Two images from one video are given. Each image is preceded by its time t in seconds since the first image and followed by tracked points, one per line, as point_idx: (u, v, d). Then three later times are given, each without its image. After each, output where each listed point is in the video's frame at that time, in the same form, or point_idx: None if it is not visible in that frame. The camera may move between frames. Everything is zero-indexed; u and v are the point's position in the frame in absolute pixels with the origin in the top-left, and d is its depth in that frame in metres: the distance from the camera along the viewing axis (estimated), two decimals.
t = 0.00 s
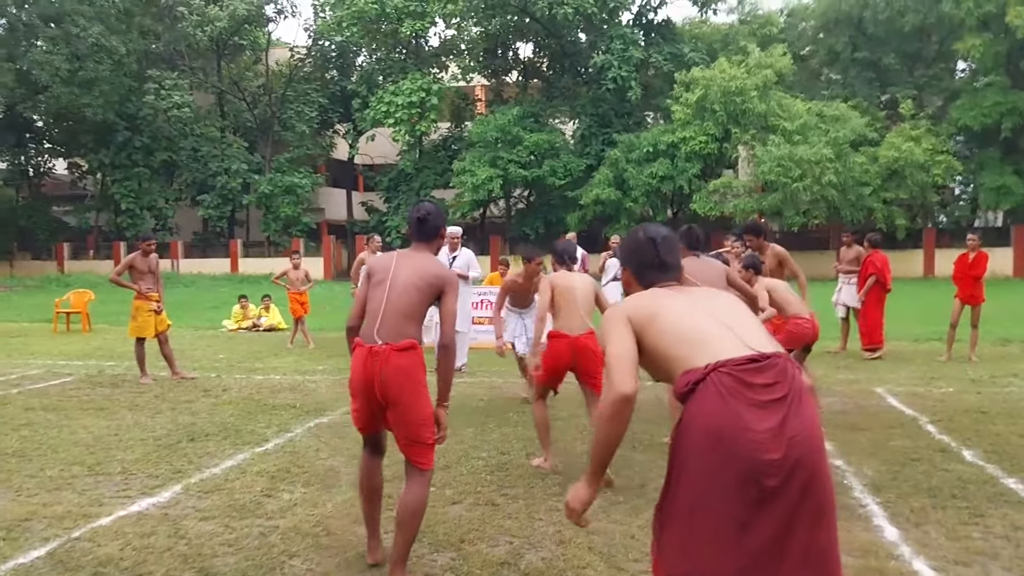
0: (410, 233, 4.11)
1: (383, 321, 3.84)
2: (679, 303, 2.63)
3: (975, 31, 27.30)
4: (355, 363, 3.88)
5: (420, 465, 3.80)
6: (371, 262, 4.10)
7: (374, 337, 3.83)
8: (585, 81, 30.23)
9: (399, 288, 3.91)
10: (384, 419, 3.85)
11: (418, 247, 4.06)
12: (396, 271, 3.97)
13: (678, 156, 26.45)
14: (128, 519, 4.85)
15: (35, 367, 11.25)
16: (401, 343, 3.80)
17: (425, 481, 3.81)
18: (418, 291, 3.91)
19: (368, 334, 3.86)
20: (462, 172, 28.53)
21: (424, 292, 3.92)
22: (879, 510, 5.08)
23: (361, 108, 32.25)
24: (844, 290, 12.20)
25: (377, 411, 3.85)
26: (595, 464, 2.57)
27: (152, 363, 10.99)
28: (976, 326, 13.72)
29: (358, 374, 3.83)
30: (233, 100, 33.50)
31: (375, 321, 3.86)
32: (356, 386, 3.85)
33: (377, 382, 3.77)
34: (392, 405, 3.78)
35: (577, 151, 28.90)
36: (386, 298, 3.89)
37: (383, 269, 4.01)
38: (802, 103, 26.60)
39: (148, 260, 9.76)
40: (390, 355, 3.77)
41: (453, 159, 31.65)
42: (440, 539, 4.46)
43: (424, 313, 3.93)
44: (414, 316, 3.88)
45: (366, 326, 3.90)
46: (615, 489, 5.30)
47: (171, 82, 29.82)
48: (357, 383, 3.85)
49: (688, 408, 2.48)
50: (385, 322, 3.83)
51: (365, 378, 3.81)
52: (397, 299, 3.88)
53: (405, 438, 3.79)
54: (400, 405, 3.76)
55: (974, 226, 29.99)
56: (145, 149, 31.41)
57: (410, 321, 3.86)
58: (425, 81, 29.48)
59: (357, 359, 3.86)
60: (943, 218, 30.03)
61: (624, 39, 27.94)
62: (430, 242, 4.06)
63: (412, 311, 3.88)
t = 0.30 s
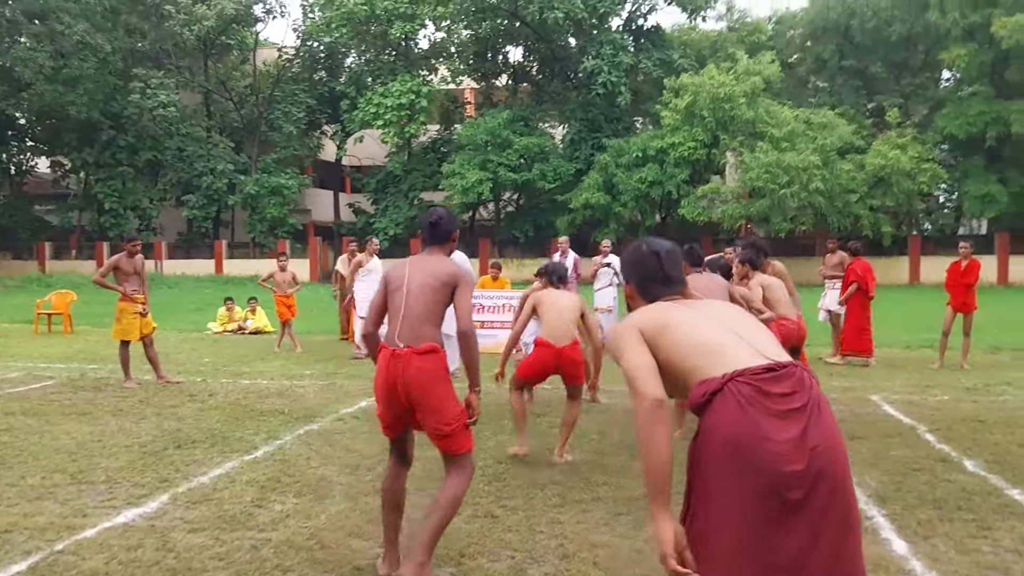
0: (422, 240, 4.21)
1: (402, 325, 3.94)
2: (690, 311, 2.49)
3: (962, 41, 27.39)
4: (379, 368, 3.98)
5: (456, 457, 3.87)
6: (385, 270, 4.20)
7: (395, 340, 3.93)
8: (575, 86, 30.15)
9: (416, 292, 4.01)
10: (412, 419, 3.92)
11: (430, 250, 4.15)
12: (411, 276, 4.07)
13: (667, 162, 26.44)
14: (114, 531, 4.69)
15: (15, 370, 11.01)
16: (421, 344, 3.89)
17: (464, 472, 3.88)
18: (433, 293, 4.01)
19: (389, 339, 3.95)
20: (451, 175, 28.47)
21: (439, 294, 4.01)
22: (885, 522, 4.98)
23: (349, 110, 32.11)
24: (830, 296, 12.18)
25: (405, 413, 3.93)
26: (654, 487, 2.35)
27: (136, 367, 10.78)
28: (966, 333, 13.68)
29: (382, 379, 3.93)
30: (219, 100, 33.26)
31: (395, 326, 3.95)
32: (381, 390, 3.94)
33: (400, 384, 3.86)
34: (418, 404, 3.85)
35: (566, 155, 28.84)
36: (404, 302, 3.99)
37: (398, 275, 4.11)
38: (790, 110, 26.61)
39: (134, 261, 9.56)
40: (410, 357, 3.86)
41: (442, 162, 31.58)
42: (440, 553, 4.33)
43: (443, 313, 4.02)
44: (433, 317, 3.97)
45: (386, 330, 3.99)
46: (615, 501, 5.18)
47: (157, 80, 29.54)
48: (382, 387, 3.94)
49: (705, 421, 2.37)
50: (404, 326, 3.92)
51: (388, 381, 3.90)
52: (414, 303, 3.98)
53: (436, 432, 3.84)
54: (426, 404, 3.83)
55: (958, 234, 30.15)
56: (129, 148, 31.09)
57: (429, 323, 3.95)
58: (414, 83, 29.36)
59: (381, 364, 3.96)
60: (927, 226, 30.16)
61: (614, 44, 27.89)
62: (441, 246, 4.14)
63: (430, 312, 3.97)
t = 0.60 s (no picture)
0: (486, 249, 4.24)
1: (466, 338, 4.01)
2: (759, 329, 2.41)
3: (944, 56, 27.58)
4: (443, 382, 4.08)
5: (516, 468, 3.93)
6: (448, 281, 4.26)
7: (458, 354, 4.01)
8: (561, 98, 30.07)
9: (481, 305, 4.05)
10: (475, 431, 4.02)
11: (496, 261, 4.16)
12: (477, 287, 4.11)
13: (654, 174, 26.48)
14: (113, 551, 4.50)
15: None
16: (484, 359, 3.96)
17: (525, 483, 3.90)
18: (497, 307, 4.04)
19: (454, 353, 4.05)
20: (438, 185, 28.49)
21: (505, 305, 4.03)
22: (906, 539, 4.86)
23: (334, 120, 31.95)
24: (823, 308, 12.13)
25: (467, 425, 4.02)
26: (699, 513, 2.31)
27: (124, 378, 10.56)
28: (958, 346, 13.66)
29: (445, 391, 4.03)
30: (202, 109, 32.99)
31: (460, 339, 4.03)
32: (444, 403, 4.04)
33: (463, 398, 3.96)
34: (480, 419, 3.95)
35: (553, 167, 28.80)
36: (468, 316, 4.05)
37: (464, 286, 4.16)
38: (775, 123, 26.63)
39: (123, 271, 9.33)
40: (474, 371, 3.95)
41: (427, 172, 31.51)
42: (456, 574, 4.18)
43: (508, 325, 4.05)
44: (498, 331, 4.01)
45: (450, 343, 4.08)
46: (629, 518, 5.04)
47: (138, 88, 29.26)
48: (445, 400, 4.04)
49: (781, 442, 2.25)
50: (467, 340, 4.00)
51: (452, 394, 4.00)
52: (478, 317, 4.03)
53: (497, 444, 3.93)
54: (489, 418, 3.92)
55: (941, 247, 30.34)
56: (110, 156, 30.76)
57: (493, 337, 4.00)
58: (400, 93, 29.26)
59: (445, 376, 4.06)
60: (910, 238, 30.36)
61: (601, 56, 27.89)
62: (508, 257, 4.15)
63: (494, 326, 4.01)
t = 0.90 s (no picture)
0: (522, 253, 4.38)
1: (510, 340, 4.14)
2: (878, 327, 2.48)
3: (924, 63, 27.83)
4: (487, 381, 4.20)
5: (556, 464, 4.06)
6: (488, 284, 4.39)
7: (503, 354, 4.14)
8: (544, 102, 30.05)
9: (522, 309, 4.19)
10: (519, 427, 4.17)
11: (532, 265, 4.29)
12: (516, 292, 4.24)
13: (637, 178, 26.53)
14: (113, 560, 4.40)
15: None
16: (529, 360, 4.11)
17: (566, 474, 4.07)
18: (539, 311, 4.18)
19: (496, 354, 4.17)
20: (421, 189, 28.43)
21: (543, 311, 4.19)
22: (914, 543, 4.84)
23: (315, 122, 31.87)
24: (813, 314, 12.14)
25: (511, 421, 4.17)
26: (797, 497, 2.41)
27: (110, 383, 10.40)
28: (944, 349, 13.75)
29: (491, 391, 4.16)
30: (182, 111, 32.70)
31: (503, 341, 4.16)
32: (488, 402, 4.18)
33: (510, 396, 4.11)
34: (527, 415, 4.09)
35: (537, 171, 28.81)
36: (512, 319, 4.18)
37: (501, 291, 4.29)
38: (758, 128, 26.69)
39: (111, 274, 9.19)
40: (520, 371, 4.09)
41: (410, 175, 31.45)
42: None
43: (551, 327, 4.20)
44: (539, 334, 4.16)
45: (493, 345, 4.20)
46: (637, 524, 5.00)
47: (119, 90, 28.99)
48: (490, 398, 4.18)
49: (897, 449, 2.32)
50: (512, 342, 4.13)
51: (497, 394, 4.14)
52: (522, 320, 4.16)
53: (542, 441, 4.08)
54: (534, 415, 4.07)
55: (920, 251, 30.61)
56: (88, 159, 30.43)
57: (537, 339, 4.15)
58: (382, 96, 29.17)
59: (488, 376, 4.19)
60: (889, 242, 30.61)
61: (584, 61, 27.91)
62: (540, 263, 4.29)
63: (536, 328, 4.16)
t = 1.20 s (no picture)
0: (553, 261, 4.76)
1: (542, 338, 4.47)
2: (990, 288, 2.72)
3: (906, 65, 27.98)
4: (518, 374, 4.52)
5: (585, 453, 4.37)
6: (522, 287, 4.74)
7: (533, 351, 4.47)
8: (528, 104, 30.04)
9: (553, 310, 4.54)
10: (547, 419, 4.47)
11: (562, 271, 4.65)
12: (548, 295, 4.60)
13: (622, 181, 26.45)
14: (111, 568, 4.29)
15: None
16: (557, 357, 4.43)
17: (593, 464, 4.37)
18: (567, 313, 4.53)
19: (528, 350, 4.50)
20: (405, 192, 28.30)
21: (573, 313, 4.54)
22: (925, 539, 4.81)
23: (298, 126, 31.71)
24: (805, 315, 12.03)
25: (539, 413, 4.47)
26: (951, 440, 2.56)
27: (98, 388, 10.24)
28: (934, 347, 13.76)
29: (521, 384, 4.47)
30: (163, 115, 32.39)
31: (534, 339, 4.49)
32: (518, 395, 4.49)
33: (538, 390, 4.42)
34: (554, 408, 4.40)
35: (521, 174, 28.73)
36: (543, 319, 4.52)
37: (536, 293, 4.64)
38: (742, 131, 26.72)
39: (98, 277, 9.05)
40: (549, 367, 4.41)
41: (394, 179, 31.37)
42: None
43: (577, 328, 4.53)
44: (570, 333, 4.49)
45: (526, 341, 4.53)
46: (644, 526, 4.95)
47: (99, 93, 28.67)
48: (520, 392, 4.48)
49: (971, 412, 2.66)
50: (542, 339, 4.46)
51: (527, 387, 4.45)
52: (552, 320, 4.50)
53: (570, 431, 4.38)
54: (562, 407, 4.38)
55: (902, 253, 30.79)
56: (68, 162, 30.09)
57: (564, 338, 4.48)
58: (366, 99, 29.07)
59: (519, 370, 4.49)
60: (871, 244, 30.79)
61: (568, 64, 27.90)
62: (573, 267, 4.66)
63: (565, 329, 4.50)
